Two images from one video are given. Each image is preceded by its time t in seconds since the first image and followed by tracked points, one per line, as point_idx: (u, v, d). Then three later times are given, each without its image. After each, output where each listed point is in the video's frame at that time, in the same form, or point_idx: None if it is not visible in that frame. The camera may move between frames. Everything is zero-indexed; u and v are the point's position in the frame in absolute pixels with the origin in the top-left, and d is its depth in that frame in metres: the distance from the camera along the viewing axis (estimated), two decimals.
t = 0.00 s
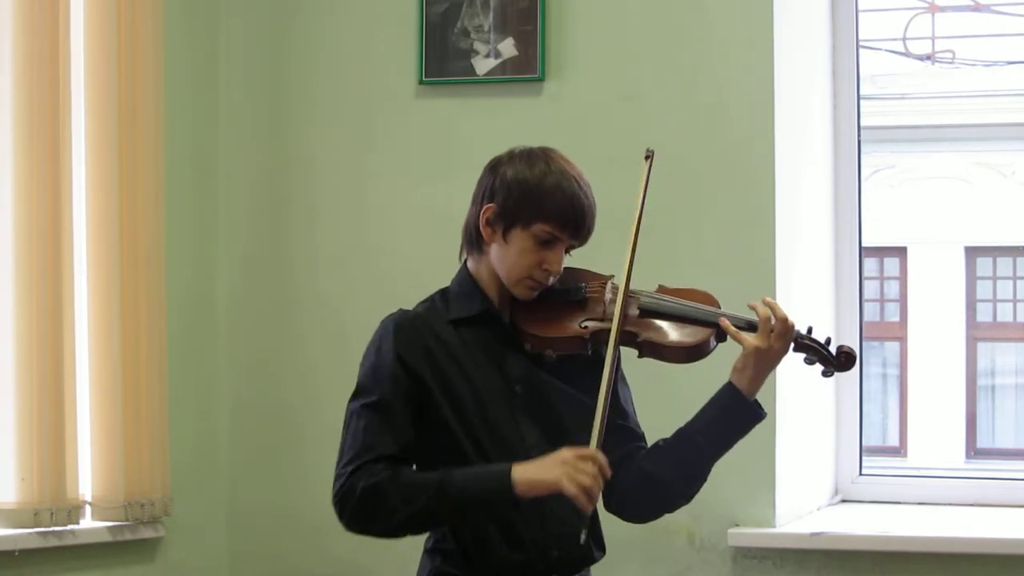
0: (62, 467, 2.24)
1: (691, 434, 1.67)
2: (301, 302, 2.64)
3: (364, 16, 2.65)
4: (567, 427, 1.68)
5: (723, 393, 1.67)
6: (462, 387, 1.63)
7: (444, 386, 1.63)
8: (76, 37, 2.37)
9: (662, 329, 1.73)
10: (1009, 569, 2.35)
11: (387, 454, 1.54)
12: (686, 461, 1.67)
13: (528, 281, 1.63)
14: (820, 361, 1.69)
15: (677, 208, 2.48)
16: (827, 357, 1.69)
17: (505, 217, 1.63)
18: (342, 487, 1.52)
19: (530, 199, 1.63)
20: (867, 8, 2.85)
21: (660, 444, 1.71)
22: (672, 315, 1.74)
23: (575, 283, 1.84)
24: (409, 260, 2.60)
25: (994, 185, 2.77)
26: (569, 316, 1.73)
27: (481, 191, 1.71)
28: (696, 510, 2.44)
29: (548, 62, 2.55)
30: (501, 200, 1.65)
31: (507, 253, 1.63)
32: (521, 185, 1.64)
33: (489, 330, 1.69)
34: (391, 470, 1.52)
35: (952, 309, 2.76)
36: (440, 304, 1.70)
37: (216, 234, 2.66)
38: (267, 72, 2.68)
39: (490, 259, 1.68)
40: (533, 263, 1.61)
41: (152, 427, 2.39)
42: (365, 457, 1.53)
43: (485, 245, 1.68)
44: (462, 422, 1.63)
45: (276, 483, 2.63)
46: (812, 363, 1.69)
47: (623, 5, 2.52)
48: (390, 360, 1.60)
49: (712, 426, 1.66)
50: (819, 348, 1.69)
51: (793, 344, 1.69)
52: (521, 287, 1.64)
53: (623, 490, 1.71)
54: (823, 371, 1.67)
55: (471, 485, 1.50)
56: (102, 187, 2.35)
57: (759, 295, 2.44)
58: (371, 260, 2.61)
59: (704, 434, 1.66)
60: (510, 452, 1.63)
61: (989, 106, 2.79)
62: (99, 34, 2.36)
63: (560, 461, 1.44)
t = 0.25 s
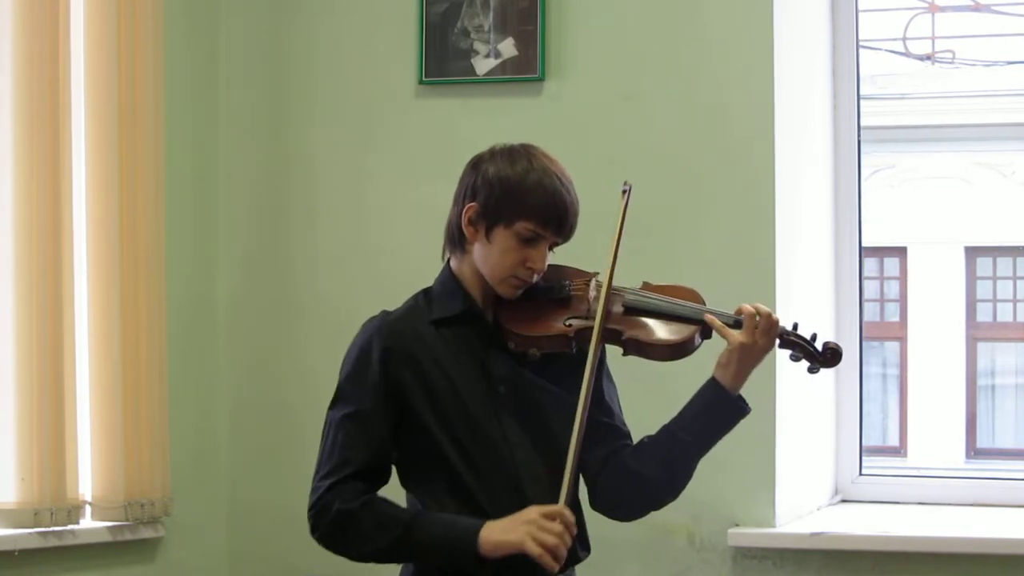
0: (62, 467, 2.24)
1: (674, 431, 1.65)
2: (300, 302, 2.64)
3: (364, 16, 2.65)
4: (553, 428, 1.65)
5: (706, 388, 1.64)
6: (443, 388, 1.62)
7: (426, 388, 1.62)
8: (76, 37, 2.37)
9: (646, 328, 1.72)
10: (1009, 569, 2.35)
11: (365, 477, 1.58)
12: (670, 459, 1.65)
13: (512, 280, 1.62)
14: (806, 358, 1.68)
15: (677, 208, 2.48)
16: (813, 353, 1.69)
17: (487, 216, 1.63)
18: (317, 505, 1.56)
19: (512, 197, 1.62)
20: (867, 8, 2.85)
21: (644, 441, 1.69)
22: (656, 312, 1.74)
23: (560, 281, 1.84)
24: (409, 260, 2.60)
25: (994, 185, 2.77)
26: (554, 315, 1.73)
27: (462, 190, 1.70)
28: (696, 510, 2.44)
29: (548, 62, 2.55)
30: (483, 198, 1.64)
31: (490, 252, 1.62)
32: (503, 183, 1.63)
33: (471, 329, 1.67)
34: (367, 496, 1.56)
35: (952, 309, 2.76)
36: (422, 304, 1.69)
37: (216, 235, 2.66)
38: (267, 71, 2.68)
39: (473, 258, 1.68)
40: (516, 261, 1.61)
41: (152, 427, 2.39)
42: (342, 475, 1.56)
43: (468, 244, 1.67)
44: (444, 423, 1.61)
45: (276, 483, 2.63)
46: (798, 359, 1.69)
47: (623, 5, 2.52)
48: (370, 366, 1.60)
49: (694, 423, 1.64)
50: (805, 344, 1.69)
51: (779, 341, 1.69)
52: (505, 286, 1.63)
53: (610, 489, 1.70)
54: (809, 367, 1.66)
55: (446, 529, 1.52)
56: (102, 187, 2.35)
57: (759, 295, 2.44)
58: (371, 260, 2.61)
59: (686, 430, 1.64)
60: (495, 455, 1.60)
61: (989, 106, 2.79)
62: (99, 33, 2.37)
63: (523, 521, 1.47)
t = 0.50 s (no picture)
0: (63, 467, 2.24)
1: (655, 432, 1.66)
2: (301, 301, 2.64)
3: (365, 16, 2.65)
4: (532, 428, 1.66)
5: (685, 388, 1.66)
6: (422, 390, 1.62)
7: (405, 390, 1.62)
8: (76, 37, 2.37)
9: (624, 327, 1.72)
10: (1009, 569, 2.35)
11: (340, 484, 1.59)
12: (651, 460, 1.66)
13: (493, 279, 1.62)
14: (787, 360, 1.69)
15: (677, 207, 2.48)
16: (794, 355, 1.69)
17: (467, 215, 1.62)
18: (289, 510, 1.57)
19: (491, 196, 1.61)
20: (867, 8, 2.85)
21: (625, 443, 1.70)
22: (637, 313, 1.73)
23: (540, 279, 1.84)
24: (408, 261, 2.60)
25: (994, 185, 2.77)
26: (534, 314, 1.73)
27: (442, 189, 1.69)
28: (695, 510, 2.44)
29: (548, 62, 2.55)
30: (463, 198, 1.63)
31: (470, 252, 1.62)
32: (482, 182, 1.62)
33: (453, 327, 1.67)
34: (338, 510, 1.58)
35: (952, 309, 2.76)
36: (402, 304, 1.68)
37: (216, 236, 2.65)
38: (268, 72, 2.67)
39: (453, 257, 1.67)
40: (496, 261, 1.60)
41: (152, 427, 2.39)
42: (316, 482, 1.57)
43: (448, 244, 1.66)
44: (423, 425, 1.62)
45: (276, 483, 2.63)
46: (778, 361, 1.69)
47: (623, 6, 2.52)
48: (348, 369, 1.61)
49: (674, 424, 1.65)
50: (786, 345, 1.69)
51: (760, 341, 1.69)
52: (485, 286, 1.63)
53: (590, 491, 1.71)
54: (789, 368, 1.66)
55: None
56: (103, 187, 2.35)
57: (759, 295, 2.44)
58: (371, 260, 2.61)
59: (666, 431, 1.66)
60: (473, 455, 1.62)
61: (990, 106, 2.79)
62: (99, 34, 2.37)
63: None
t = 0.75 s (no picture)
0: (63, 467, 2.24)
1: (632, 433, 1.67)
2: (300, 300, 2.64)
3: (365, 16, 2.65)
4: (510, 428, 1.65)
5: (662, 390, 1.67)
6: (399, 389, 1.62)
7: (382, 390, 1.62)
8: (76, 36, 2.37)
9: (602, 328, 1.73)
10: (1009, 569, 2.35)
11: (314, 484, 1.58)
12: (629, 462, 1.66)
13: (470, 280, 1.63)
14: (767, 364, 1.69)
15: (676, 207, 2.48)
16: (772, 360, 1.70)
17: (446, 214, 1.63)
18: (262, 511, 1.54)
19: (471, 195, 1.62)
20: (867, 8, 2.85)
21: (602, 445, 1.70)
22: (616, 314, 1.74)
23: (520, 280, 1.84)
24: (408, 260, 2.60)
25: (994, 185, 2.77)
26: (513, 315, 1.73)
27: (421, 188, 1.71)
28: (695, 511, 2.44)
29: (548, 62, 2.55)
30: (442, 196, 1.64)
31: (448, 250, 1.63)
32: (461, 180, 1.64)
33: (432, 327, 1.67)
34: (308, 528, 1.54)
35: (952, 309, 2.76)
36: (380, 303, 1.68)
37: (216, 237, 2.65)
38: (268, 72, 2.67)
39: (432, 256, 1.68)
40: (474, 260, 1.61)
41: (152, 426, 2.39)
42: (292, 480, 1.55)
43: (427, 242, 1.68)
44: (400, 424, 1.62)
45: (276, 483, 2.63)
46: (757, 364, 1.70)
47: (623, 5, 2.52)
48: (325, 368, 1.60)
49: (652, 424, 1.66)
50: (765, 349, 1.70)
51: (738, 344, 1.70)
52: (463, 286, 1.64)
53: (568, 494, 1.70)
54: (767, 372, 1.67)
55: None
56: (103, 187, 2.35)
57: (758, 295, 2.44)
58: (371, 260, 2.61)
59: (643, 432, 1.66)
60: (450, 455, 1.61)
61: (990, 106, 2.79)
62: (99, 34, 2.36)
63: None
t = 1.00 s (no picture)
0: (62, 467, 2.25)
1: (615, 432, 1.68)
2: (300, 300, 2.64)
3: (365, 16, 2.65)
4: (492, 428, 1.66)
5: (645, 387, 1.67)
6: (381, 388, 1.63)
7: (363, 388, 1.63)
8: (76, 37, 2.37)
9: (585, 326, 1.73)
10: (1008, 569, 2.35)
11: (292, 478, 1.57)
12: (612, 461, 1.68)
13: (452, 278, 1.63)
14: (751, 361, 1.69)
15: (676, 207, 2.48)
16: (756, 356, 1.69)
17: (427, 213, 1.63)
18: (237, 503, 1.54)
19: (452, 194, 1.62)
20: (867, 8, 2.85)
21: (586, 444, 1.71)
22: (598, 312, 1.74)
23: (502, 279, 1.85)
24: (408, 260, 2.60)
25: (993, 184, 2.77)
26: (495, 314, 1.74)
27: (402, 187, 1.71)
28: (695, 510, 2.44)
29: (548, 62, 2.55)
30: (424, 195, 1.64)
31: (430, 249, 1.63)
32: (442, 179, 1.64)
33: (414, 326, 1.68)
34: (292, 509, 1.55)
35: (952, 309, 2.76)
36: (361, 302, 1.68)
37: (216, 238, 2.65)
38: (269, 72, 2.67)
39: (413, 255, 1.68)
40: (456, 259, 1.61)
41: (151, 426, 2.39)
42: (273, 474, 1.55)
43: (408, 241, 1.68)
44: (381, 424, 1.62)
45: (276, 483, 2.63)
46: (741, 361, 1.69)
47: (623, 5, 2.52)
48: (306, 365, 1.60)
49: (634, 423, 1.67)
50: (749, 346, 1.69)
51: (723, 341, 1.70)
52: (445, 284, 1.64)
53: (553, 492, 1.72)
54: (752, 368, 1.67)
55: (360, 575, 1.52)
56: (103, 187, 2.35)
57: (758, 295, 2.44)
58: (370, 260, 2.62)
59: (626, 430, 1.67)
60: (432, 454, 1.62)
61: (990, 106, 2.79)
62: (99, 34, 2.37)
63: None
